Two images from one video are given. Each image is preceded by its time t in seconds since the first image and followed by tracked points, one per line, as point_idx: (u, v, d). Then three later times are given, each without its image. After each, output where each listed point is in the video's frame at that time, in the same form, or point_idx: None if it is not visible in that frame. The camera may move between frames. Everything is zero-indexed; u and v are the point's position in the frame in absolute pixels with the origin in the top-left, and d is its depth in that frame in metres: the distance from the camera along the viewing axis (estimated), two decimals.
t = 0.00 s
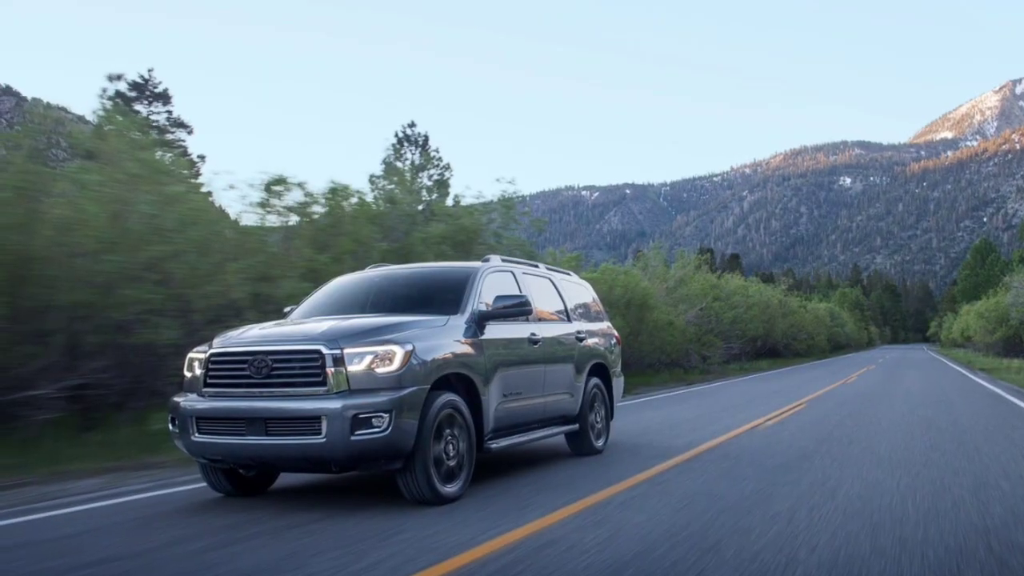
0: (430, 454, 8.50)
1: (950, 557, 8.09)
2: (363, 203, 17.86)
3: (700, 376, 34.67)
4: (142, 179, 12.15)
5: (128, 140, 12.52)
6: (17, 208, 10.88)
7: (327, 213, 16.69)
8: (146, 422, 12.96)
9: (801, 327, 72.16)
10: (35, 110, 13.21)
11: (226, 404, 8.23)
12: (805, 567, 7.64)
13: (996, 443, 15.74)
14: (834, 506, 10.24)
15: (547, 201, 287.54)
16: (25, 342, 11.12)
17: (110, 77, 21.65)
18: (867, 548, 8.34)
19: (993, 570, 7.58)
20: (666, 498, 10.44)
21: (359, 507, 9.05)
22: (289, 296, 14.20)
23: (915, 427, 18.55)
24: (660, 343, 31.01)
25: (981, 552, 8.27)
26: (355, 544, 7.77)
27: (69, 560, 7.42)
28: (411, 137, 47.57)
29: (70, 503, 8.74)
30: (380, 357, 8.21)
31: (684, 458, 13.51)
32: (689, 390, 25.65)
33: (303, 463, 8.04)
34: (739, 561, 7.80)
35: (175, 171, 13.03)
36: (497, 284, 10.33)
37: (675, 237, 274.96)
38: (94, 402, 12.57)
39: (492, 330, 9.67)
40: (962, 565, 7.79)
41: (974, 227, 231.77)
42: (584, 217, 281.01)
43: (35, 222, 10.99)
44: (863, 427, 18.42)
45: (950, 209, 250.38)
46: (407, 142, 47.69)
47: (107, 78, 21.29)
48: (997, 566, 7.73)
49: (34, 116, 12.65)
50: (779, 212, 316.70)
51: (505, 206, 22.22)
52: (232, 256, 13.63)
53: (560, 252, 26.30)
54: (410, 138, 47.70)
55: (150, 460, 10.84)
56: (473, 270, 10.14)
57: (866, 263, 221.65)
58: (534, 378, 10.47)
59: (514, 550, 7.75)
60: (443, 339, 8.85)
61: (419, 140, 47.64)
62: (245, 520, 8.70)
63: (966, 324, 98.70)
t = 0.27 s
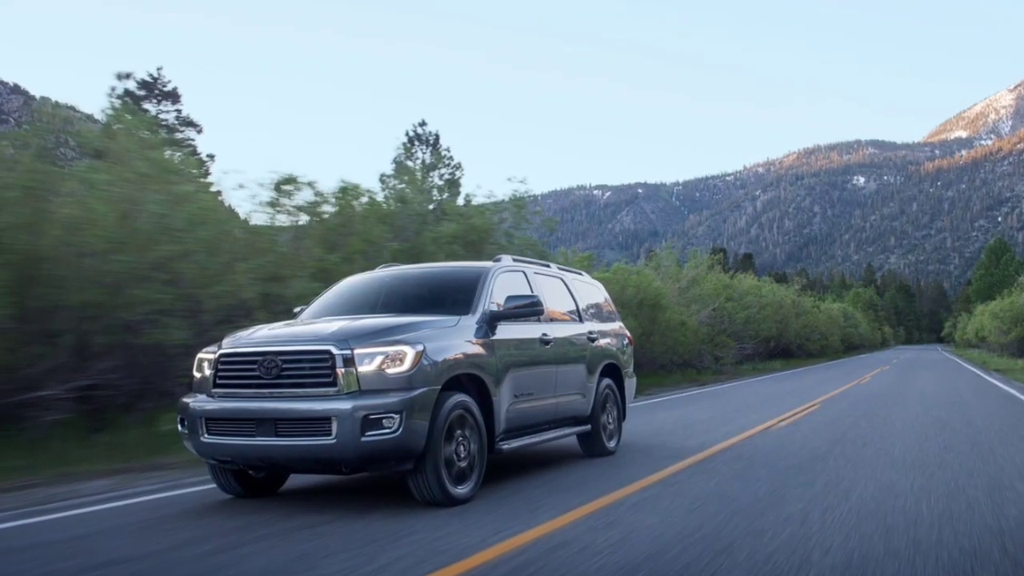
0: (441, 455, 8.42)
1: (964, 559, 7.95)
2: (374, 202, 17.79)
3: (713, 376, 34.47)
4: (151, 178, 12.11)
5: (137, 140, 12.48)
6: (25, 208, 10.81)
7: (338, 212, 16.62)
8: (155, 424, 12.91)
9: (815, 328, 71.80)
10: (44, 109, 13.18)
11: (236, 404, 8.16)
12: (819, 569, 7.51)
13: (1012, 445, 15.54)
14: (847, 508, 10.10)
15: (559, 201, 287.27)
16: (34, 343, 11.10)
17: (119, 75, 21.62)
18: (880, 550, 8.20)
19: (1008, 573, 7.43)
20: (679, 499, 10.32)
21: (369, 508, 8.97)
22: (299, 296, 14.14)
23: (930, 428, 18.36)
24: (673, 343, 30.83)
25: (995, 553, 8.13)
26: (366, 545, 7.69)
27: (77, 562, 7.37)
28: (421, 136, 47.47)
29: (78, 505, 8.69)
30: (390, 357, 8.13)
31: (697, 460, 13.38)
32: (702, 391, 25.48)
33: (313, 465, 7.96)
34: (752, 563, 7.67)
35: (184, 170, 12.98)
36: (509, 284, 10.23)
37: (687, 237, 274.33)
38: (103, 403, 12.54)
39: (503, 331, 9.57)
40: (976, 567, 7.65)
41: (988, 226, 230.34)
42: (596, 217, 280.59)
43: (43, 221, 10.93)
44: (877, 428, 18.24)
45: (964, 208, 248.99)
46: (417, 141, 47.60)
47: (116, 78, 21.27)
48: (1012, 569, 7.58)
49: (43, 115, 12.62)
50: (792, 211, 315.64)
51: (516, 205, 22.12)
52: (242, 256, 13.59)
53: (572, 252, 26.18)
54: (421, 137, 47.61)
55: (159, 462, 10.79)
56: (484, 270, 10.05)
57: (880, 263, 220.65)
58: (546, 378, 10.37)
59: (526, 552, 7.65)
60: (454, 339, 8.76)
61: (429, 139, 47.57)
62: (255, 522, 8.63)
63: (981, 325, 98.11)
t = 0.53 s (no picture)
0: (452, 456, 8.33)
1: (979, 561, 7.81)
2: (384, 201, 17.72)
3: (725, 377, 34.29)
4: (160, 178, 12.07)
5: (146, 139, 12.44)
6: (33, 207, 10.76)
7: (348, 212, 16.55)
8: (164, 424, 12.88)
9: (828, 328, 71.40)
10: (52, 108, 13.14)
11: (245, 406, 8.09)
12: (833, 571, 7.39)
13: None
14: (861, 509, 9.97)
15: (570, 201, 287.01)
16: (41, 343, 11.08)
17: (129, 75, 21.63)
18: (895, 552, 8.08)
19: None
20: (691, 500, 10.21)
21: (379, 510, 8.89)
22: (309, 296, 14.09)
23: (945, 429, 18.16)
24: (684, 343, 30.66)
25: (1011, 556, 7.98)
26: (376, 547, 7.61)
27: (84, 563, 7.32)
28: (432, 135, 47.41)
29: (86, 506, 8.65)
30: (401, 358, 8.05)
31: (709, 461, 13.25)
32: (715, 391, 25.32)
33: (323, 466, 7.89)
34: (765, 565, 7.56)
35: (193, 169, 12.94)
36: (520, 283, 10.14)
37: (699, 237, 273.61)
38: (111, 404, 12.52)
39: (515, 331, 9.48)
40: (992, 569, 7.52)
41: (1003, 226, 228.90)
42: (607, 217, 280.14)
43: (52, 221, 10.88)
44: (892, 430, 18.06)
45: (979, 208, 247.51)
46: (428, 141, 47.54)
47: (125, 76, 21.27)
48: None
49: (51, 114, 12.58)
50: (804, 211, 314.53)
51: (528, 205, 22.03)
52: (251, 256, 13.55)
53: (584, 252, 26.06)
54: (431, 137, 47.55)
55: (168, 463, 10.74)
56: (496, 270, 9.95)
57: (893, 263, 219.62)
58: (557, 379, 10.28)
59: (537, 553, 7.56)
60: (465, 339, 8.67)
61: (440, 139, 47.51)
62: (264, 523, 8.56)
63: (996, 325, 97.39)
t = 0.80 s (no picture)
0: (463, 457, 8.24)
1: (994, 563, 7.68)
2: (394, 201, 17.65)
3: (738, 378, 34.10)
4: (169, 177, 12.04)
5: (154, 138, 12.40)
6: (41, 205, 10.72)
7: (359, 211, 16.48)
8: (173, 425, 12.84)
9: (842, 329, 71.04)
10: (60, 106, 13.11)
11: (255, 406, 8.01)
12: (846, 573, 7.27)
13: None
14: (875, 511, 9.84)
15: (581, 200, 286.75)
16: (49, 343, 11.05)
17: (137, 74, 21.61)
18: (909, 554, 7.95)
19: None
20: (703, 502, 10.09)
21: (390, 512, 8.80)
22: (319, 296, 14.04)
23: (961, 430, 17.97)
24: (696, 344, 30.49)
25: None
26: (387, 549, 7.52)
27: (92, 565, 7.26)
28: (443, 134, 47.36)
29: (94, 507, 8.59)
30: (412, 359, 7.97)
31: (722, 462, 13.12)
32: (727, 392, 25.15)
33: (333, 467, 7.81)
34: (778, 566, 7.44)
35: (202, 168, 12.90)
36: (532, 283, 10.05)
37: (710, 237, 272.85)
38: (120, 405, 12.48)
39: (526, 331, 9.39)
40: (1007, 571, 7.39)
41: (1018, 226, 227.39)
42: (619, 216, 279.70)
43: (60, 221, 10.84)
44: (906, 430, 17.90)
45: (993, 208, 245.95)
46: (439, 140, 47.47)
47: (133, 75, 21.23)
48: None
49: (59, 112, 12.56)
50: (817, 211, 313.28)
51: (539, 204, 21.94)
52: (261, 256, 13.50)
53: (596, 252, 25.92)
54: (442, 136, 47.49)
55: (176, 464, 10.69)
56: (507, 270, 9.86)
57: (906, 263, 218.57)
58: (569, 380, 10.18)
59: (549, 555, 7.47)
60: (477, 340, 8.59)
61: (451, 138, 47.46)
62: (273, 525, 8.49)
63: (1011, 326, 96.76)
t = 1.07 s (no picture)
0: (474, 458, 8.15)
1: (1010, 565, 7.54)
2: (405, 200, 17.57)
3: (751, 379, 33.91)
4: (178, 176, 12.01)
5: (164, 137, 12.38)
6: (50, 205, 10.68)
7: (369, 211, 16.41)
8: (182, 426, 12.78)
9: (855, 329, 70.65)
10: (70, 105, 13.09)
11: (264, 407, 7.94)
12: None
13: None
14: (888, 512, 9.71)
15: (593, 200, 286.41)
16: (58, 344, 11.03)
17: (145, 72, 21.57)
18: (922, 556, 7.82)
19: None
20: (716, 503, 9.98)
21: (400, 513, 8.72)
22: (329, 296, 13.98)
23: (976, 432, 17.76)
24: (709, 345, 30.31)
25: None
26: (398, 551, 7.44)
27: (100, 566, 7.20)
28: (454, 134, 47.26)
29: (102, 509, 8.54)
30: (422, 359, 7.89)
31: (735, 463, 13.00)
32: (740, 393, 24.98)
33: (343, 468, 7.73)
34: (791, 568, 7.32)
35: (211, 167, 12.87)
36: (543, 283, 9.96)
37: (722, 237, 272.03)
38: (129, 406, 12.43)
39: (538, 331, 9.30)
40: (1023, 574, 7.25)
41: None
42: (630, 216, 279.23)
43: (69, 220, 10.80)
44: (920, 431, 17.72)
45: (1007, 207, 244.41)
46: (450, 139, 47.37)
47: (142, 74, 21.22)
48: None
49: (68, 111, 12.53)
50: (830, 211, 312.02)
51: (551, 204, 21.85)
52: (270, 256, 13.46)
53: (607, 252, 25.78)
54: (453, 135, 47.39)
55: (185, 465, 10.64)
56: (518, 270, 9.77)
57: (920, 263, 217.49)
58: (581, 381, 10.08)
59: (561, 557, 7.37)
60: (488, 340, 8.50)
61: (462, 137, 47.37)
62: (282, 527, 8.42)
63: None
